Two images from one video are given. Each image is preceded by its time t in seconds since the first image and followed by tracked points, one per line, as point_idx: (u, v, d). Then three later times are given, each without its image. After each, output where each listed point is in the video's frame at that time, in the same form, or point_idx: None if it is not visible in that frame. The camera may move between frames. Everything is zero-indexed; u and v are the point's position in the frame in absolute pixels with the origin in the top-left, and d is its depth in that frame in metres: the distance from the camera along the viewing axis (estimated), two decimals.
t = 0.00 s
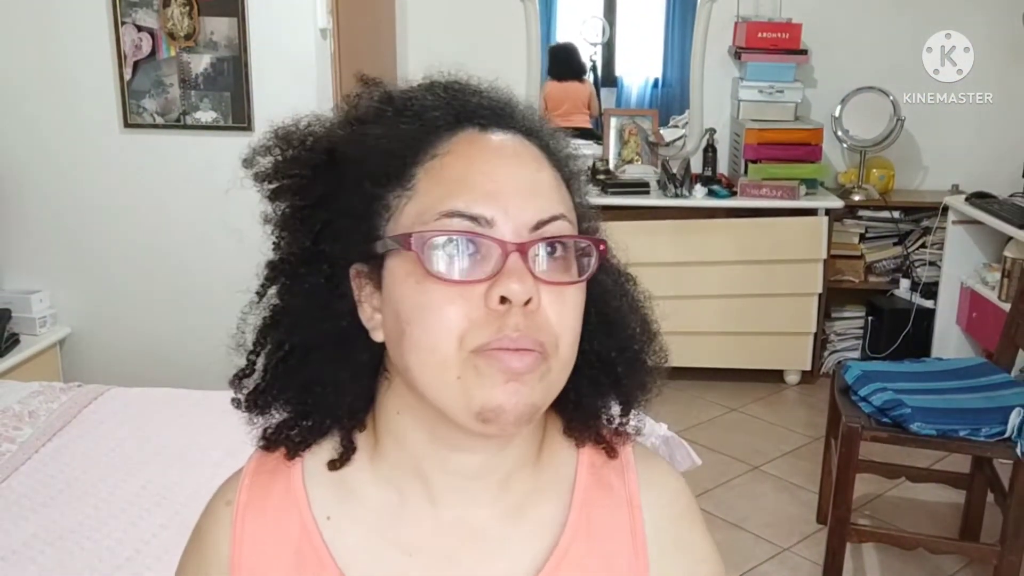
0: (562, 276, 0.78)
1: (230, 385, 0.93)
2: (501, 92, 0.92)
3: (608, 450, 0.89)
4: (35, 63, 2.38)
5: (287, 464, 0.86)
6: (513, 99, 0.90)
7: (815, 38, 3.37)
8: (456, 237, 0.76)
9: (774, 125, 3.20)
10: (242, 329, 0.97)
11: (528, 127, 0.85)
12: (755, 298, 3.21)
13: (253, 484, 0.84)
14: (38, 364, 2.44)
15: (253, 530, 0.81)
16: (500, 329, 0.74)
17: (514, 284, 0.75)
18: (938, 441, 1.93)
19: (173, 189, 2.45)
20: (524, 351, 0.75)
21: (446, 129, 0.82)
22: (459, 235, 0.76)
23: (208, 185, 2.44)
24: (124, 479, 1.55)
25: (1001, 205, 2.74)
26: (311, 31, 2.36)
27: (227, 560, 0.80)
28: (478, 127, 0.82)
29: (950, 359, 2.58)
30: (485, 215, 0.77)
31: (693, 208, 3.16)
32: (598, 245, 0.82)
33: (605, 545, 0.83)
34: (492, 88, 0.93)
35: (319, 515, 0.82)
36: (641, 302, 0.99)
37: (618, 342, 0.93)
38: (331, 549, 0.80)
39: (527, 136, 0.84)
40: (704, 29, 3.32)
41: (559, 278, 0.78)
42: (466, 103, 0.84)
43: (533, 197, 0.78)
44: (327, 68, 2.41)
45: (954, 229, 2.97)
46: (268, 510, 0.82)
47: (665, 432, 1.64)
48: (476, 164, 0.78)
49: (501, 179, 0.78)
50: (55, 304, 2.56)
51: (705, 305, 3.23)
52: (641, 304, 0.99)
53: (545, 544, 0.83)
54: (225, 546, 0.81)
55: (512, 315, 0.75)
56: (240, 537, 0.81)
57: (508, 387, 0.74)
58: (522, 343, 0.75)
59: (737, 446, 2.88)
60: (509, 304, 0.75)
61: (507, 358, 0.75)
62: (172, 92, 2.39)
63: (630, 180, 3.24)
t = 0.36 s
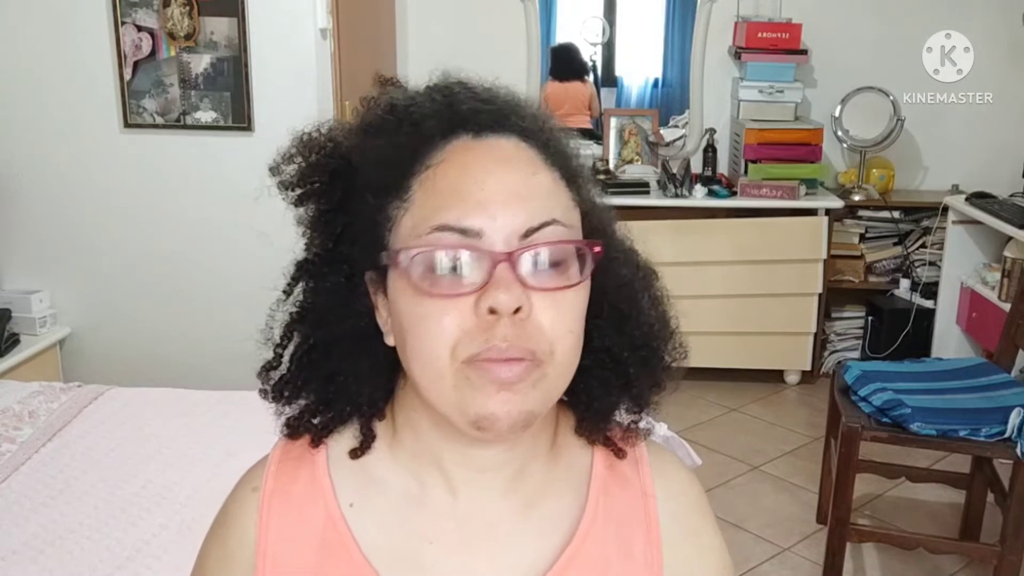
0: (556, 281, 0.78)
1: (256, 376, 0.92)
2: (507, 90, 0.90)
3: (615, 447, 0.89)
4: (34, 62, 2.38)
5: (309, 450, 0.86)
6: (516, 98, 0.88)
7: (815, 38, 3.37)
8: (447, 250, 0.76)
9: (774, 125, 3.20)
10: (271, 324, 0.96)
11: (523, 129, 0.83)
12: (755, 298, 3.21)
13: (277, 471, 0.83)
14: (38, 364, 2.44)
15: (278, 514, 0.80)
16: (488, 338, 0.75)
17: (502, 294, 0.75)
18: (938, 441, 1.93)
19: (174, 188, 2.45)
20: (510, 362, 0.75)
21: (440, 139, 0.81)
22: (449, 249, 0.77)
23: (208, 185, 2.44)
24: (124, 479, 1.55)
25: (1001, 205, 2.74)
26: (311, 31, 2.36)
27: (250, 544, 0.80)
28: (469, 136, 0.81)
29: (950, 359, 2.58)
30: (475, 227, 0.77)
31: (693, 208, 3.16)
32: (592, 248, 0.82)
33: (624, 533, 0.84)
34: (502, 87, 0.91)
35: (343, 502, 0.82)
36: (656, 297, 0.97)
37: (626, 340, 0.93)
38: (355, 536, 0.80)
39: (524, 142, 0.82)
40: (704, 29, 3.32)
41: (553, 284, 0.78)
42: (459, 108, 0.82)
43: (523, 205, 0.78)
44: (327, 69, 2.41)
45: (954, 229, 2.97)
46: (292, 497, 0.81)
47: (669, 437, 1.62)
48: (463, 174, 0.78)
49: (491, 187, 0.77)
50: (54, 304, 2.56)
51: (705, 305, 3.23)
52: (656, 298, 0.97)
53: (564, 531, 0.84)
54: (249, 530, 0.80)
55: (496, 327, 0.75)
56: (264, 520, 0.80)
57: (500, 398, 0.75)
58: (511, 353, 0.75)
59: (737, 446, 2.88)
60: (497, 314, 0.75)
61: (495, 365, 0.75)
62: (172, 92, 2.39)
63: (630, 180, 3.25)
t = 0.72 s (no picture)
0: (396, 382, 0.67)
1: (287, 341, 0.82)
2: (453, 79, 0.66)
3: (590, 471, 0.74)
4: (35, 62, 2.38)
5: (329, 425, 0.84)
6: (434, 111, 0.65)
7: (815, 39, 3.37)
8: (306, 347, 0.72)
9: (774, 125, 3.20)
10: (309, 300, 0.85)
11: (381, 198, 0.64)
12: (755, 298, 3.21)
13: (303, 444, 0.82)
14: (38, 364, 2.44)
15: (300, 475, 0.80)
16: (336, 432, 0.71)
17: (335, 394, 0.69)
18: (937, 441, 1.93)
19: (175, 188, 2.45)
20: (374, 459, 0.72)
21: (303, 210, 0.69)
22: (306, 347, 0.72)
23: (209, 185, 2.44)
24: (124, 479, 1.55)
25: (1001, 205, 2.74)
26: (311, 31, 2.36)
27: (275, 507, 0.80)
28: (317, 221, 0.67)
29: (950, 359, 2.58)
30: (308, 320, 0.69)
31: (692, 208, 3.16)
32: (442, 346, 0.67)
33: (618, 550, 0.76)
34: (469, 58, 0.66)
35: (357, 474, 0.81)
36: (654, 331, 0.71)
37: (592, 402, 0.70)
38: (365, 508, 0.79)
39: (369, 230, 0.65)
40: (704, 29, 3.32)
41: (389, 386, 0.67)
42: (329, 161, 0.68)
43: (340, 315, 0.67)
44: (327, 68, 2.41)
45: (955, 229, 2.97)
46: (320, 466, 0.81)
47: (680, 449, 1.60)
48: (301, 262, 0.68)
49: (309, 292, 0.67)
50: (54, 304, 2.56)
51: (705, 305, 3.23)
52: (655, 333, 0.71)
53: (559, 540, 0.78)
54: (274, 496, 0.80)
55: (347, 433, 0.71)
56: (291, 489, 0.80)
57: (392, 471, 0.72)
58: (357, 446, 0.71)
59: (737, 446, 2.88)
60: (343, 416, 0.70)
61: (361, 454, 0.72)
62: (172, 92, 2.39)
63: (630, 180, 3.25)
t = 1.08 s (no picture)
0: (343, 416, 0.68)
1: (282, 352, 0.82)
2: (404, 99, 0.63)
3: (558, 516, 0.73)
4: (35, 61, 2.38)
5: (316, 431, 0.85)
6: (378, 137, 0.62)
7: (815, 39, 3.37)
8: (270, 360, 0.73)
9: (774, 125, 3.20)
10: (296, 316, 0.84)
11: (318, 233, 0.63)
12: (755, 297, 3.21)
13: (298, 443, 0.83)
14: (38, 364, 2.44)
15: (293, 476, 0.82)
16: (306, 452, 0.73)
17: (290, 421, 0.71)
18: (937, 441, 1.93)
19: (176, 187, 2.45)
20: (339, 476, 0.73)
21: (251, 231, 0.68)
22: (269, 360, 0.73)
23: (210, 184, 2.44)
24: (124, 479, 1.55)
25: (1001, 205, 2.74)
26: (312, 32, 2.36)
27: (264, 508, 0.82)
28: (260, 249, 0.66)
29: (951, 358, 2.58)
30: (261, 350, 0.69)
31: (693, 208, 3.16)
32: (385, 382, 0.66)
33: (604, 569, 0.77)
34: (420, 76, 0.64)
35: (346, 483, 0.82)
36: (611, 379, 0.69)
37: (545, 446, 0.69)
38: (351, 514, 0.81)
39: (303, 265, 0.64)
40: (704, 29, 3.32)
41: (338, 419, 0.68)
42: (272, 184, 0.66)
43: (279, 349, 0.67)
44: (329, 68, 2.41)
45: (955, 229, 2.97)
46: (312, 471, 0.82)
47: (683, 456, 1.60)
48: (248, 296, 0.68)
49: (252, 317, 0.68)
50: (54, 304, 2.56)
51: (706, 305, 3.23)
52: (612, 379, 0.69)
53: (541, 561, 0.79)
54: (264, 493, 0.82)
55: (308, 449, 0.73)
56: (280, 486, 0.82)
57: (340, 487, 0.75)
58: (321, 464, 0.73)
59: (737, 446, 2.88)
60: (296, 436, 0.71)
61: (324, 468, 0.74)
62: (172, 92, 2.38)
63: (630, 180, 3.25)
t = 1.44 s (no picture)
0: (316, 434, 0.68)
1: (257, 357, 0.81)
2: (360, 109, 0.63)
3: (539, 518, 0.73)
4: (36, 61, 2.39)
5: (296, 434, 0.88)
6: (334, 149, 0.63)
7: (815, 39, 3.37)
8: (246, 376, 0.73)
9: (774, 125, 3.20)
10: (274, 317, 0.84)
11: (279, 251, 0.63)
12: (755, 298, 3.20)
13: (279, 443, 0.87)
14: (39, 364, 2.44)
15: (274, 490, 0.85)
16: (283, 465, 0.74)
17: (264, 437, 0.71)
18: (937, 441, 1.93)
19: (178, 187, 2.45)
20: (324, 491, 0.73)
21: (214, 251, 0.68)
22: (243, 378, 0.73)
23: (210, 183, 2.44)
24: (123, 479, 1.55)
25: (1002, 205, 2.74)
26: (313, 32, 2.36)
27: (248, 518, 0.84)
28: (225, 272, 0.66)
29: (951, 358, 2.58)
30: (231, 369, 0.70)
31: (693, 208, 3.16)
32: (356, 400, 0.66)
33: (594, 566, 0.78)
34: (372, 84, 0.64)
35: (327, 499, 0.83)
36: (583, 383, 0.69)
37: (519, 454, 0.70)
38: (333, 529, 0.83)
39: (267, 289, 0.64)
40: (704, 29, 3.32)
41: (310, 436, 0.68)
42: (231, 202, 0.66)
43: (248, 369, 0.67)
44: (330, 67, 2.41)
45: (955, 229, 2.97)
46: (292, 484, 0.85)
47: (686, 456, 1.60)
48: (216, 318, 0.68)
49: (219, 337, 0.68)
50: (55, 304, 2.56)
51: (706, 305, 3.23)
52: (584, 384, 0.69)
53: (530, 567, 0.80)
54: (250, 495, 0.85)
55: (285, 464, 0.73)
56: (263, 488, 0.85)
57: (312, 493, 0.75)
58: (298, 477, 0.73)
59: (737, 446, 2.88)
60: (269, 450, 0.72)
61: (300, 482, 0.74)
62: (172, 92, 2.39)
63: (630, 180, 3.25)
